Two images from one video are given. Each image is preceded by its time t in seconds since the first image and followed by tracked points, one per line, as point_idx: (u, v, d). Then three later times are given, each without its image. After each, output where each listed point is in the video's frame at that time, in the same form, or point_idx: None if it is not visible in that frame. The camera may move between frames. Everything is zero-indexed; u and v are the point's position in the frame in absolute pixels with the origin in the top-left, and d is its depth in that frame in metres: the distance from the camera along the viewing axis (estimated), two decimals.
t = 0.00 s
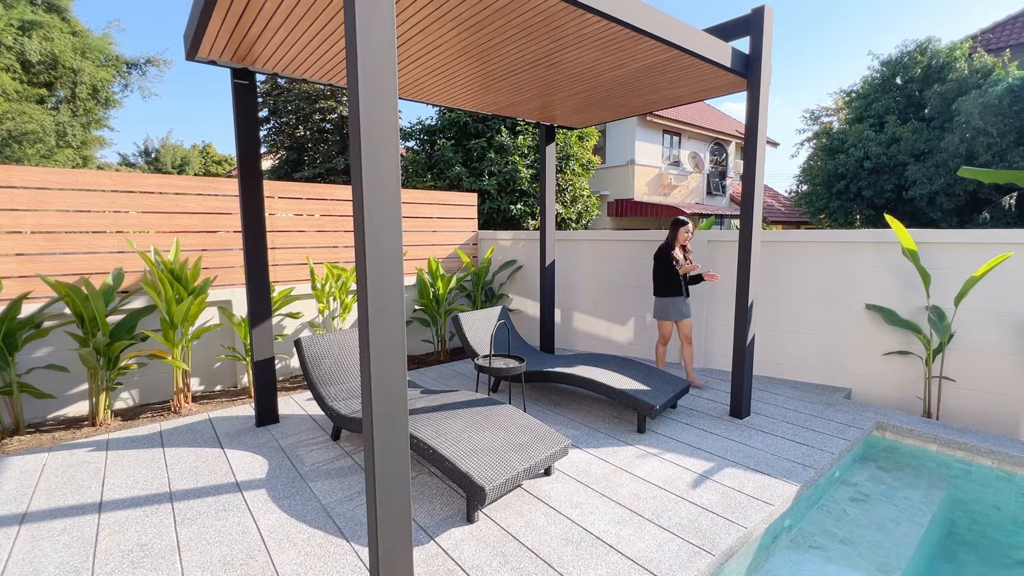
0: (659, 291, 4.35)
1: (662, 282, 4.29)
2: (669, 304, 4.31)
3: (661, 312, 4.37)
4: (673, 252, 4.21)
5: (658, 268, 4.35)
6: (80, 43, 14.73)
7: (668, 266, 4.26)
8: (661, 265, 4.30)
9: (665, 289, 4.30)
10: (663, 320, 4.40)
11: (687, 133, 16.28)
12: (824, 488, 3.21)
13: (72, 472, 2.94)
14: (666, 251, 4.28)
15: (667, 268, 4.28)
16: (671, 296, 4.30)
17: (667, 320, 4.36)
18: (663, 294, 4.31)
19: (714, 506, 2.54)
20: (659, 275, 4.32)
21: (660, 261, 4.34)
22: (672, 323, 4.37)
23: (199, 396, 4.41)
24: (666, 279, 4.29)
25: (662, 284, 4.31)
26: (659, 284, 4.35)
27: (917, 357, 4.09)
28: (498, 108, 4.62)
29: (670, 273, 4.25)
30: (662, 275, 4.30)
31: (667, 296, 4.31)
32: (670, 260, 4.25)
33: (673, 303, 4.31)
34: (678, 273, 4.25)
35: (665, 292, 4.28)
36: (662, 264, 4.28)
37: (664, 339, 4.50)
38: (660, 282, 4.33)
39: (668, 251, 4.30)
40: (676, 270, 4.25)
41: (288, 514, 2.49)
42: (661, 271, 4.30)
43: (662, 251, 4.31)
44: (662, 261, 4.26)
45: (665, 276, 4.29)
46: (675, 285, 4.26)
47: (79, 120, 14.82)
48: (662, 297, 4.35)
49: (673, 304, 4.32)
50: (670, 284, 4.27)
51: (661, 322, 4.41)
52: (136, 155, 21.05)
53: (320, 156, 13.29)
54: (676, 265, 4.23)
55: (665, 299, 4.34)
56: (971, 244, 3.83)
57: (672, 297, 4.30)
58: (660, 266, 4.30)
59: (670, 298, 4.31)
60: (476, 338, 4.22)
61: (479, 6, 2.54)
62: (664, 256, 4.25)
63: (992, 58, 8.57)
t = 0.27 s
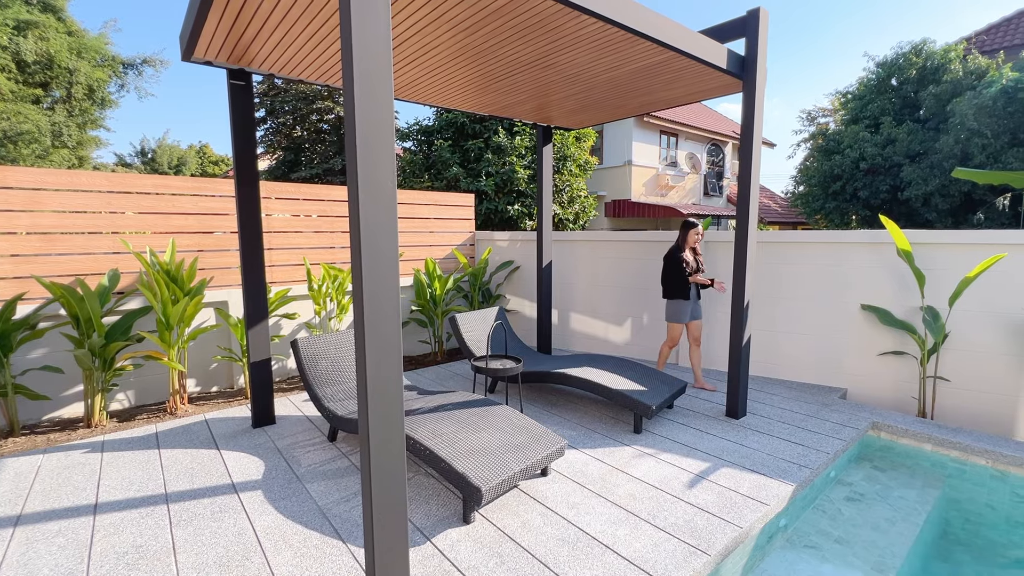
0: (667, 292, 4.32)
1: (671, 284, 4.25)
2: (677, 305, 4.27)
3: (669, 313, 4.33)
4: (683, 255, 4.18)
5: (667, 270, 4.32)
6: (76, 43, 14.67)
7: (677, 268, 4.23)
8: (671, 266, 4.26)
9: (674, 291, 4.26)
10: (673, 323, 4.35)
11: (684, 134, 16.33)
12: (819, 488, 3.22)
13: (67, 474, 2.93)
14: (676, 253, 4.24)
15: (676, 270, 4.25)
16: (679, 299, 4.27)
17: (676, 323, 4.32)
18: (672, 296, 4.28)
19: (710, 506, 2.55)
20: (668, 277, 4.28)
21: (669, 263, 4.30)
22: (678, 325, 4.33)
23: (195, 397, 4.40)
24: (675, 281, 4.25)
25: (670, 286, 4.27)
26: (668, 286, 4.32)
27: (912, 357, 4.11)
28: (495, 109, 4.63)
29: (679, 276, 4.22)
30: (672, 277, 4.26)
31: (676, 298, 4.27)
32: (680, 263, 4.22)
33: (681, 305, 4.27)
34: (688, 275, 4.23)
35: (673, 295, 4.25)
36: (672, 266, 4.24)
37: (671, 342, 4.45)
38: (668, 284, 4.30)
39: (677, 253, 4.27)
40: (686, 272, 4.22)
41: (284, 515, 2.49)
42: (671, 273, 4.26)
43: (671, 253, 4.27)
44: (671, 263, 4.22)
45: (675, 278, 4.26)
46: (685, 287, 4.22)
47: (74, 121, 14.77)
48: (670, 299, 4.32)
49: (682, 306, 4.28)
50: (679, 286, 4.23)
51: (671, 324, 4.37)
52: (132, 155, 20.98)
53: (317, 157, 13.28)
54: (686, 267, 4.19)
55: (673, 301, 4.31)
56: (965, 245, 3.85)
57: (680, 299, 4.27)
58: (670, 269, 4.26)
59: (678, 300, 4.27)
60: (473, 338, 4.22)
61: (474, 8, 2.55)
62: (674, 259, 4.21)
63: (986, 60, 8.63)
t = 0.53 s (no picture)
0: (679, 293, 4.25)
1: (683, 285, 4.18)
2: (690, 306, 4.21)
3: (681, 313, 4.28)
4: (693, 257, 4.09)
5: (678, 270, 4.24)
6: (68, 42, 14.56)
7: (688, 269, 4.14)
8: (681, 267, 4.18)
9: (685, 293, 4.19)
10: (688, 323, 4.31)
11: (678, 135, 16.40)
12: (810, 486, 3.26)
13: (59, 476, 2.92)
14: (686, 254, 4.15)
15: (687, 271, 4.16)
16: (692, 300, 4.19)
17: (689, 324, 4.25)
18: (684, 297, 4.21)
19: (701, 505, 2.57)
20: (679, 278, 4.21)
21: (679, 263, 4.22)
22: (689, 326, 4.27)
23: (189, 399, 4.39)
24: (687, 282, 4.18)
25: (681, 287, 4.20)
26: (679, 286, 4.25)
27: (902, 357, 4.15)
28: (489, 111, 4.64)
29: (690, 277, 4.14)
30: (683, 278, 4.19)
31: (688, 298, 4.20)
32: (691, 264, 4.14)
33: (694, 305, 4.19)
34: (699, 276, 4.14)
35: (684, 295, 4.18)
36: (684, 267, 4.16)
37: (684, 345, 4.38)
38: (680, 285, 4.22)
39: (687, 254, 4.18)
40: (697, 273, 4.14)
41: (278, 516, 2.49)
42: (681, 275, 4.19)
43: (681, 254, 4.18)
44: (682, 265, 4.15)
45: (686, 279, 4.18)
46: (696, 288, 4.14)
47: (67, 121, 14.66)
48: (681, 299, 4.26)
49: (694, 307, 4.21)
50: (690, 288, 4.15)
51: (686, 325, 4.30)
52: (125, 156, 20.85)
53: (312, 157, 13.25)
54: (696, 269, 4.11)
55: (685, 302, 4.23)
56: (953, 246, 3.90)
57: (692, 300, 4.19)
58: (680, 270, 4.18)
59: (690, 300, 4.19)
60: (467, 339, 4.23)
61: (466, 11, 2.57)
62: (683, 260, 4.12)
63: (976, 63, 8.72)
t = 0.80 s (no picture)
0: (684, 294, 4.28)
1: (687, 286, 4.20)
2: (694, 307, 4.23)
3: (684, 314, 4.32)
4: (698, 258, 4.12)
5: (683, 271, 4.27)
6: (55, 41, 14.40)
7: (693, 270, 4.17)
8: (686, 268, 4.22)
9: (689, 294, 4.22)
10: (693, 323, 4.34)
11: (669, 137, 16.51)
12: (797, 484, 3.30)
13: (44, 479, 2.89)
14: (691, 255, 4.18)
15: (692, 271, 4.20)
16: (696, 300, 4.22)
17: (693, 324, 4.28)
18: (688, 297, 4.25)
19: (689, 503, 2.60)
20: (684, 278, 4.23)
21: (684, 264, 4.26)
22: (694, 327, 4.30)
23: (177, 401, 4.36)
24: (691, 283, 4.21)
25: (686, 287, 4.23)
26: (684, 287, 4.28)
27: (887, 356, 4.22)
28: (480, 112, 4.65)
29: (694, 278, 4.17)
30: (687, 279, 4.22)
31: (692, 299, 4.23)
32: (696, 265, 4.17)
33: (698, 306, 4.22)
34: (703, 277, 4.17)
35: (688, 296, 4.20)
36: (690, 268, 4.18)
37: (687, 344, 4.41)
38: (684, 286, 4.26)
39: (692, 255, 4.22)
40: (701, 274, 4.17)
41: (267, 517, 2.49)
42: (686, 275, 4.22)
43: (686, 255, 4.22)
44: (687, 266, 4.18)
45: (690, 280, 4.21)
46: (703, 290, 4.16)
47: (53, 120, 14.50)
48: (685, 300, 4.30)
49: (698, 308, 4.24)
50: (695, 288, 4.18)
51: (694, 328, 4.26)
52: (113, 156, 20.64)
53: (303, 158, 13.19)
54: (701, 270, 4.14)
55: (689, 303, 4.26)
56: (936, 247, 3.97)
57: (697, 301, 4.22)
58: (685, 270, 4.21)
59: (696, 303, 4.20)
60: (458, 340, 4.24)
61: (455, 13, 2.58)
62: (689, 260, 4.16)
63: (959, 67, 8.87)
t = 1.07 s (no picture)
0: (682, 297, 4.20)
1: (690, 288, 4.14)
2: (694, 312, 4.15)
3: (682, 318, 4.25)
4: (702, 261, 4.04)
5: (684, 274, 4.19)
6: (36, 39, 14.15)
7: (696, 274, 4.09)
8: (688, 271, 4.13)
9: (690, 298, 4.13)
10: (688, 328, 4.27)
11: (658, 139, 16.67)
12: (779, 480, 3.36)
13: (25, 483, 2.85)
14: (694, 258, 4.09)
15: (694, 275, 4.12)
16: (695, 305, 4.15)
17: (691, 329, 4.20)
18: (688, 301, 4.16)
19: (673, 500, 2.64)
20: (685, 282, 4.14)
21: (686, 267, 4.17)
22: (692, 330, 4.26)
23: (162, 404, 4.31)
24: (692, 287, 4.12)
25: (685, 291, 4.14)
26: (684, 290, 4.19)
27: (868, 354, 4.31)
28: (467, 114, 4.67)
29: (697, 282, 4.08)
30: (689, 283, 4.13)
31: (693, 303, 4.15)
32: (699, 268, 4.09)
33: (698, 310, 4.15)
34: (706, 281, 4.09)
35: (688, 300, 4.12)
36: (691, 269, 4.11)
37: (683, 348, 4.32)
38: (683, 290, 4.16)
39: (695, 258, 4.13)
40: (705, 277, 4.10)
41: (252, 519, 2.48)
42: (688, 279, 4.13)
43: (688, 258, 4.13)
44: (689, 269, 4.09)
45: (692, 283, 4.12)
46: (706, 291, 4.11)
47: (34, 120, 14.24)
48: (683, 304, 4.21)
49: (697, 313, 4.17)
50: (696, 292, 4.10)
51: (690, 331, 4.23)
52: (96, 156, 20.34)
53: (291, 159, 13.11)
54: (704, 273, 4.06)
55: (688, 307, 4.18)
56: (913, 248, 4.07)
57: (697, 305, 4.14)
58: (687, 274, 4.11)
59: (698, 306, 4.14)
60: (446, 341, 4.24)
61: (442, 15, 2.60)
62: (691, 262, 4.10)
63: (938, 72, 9.07)
